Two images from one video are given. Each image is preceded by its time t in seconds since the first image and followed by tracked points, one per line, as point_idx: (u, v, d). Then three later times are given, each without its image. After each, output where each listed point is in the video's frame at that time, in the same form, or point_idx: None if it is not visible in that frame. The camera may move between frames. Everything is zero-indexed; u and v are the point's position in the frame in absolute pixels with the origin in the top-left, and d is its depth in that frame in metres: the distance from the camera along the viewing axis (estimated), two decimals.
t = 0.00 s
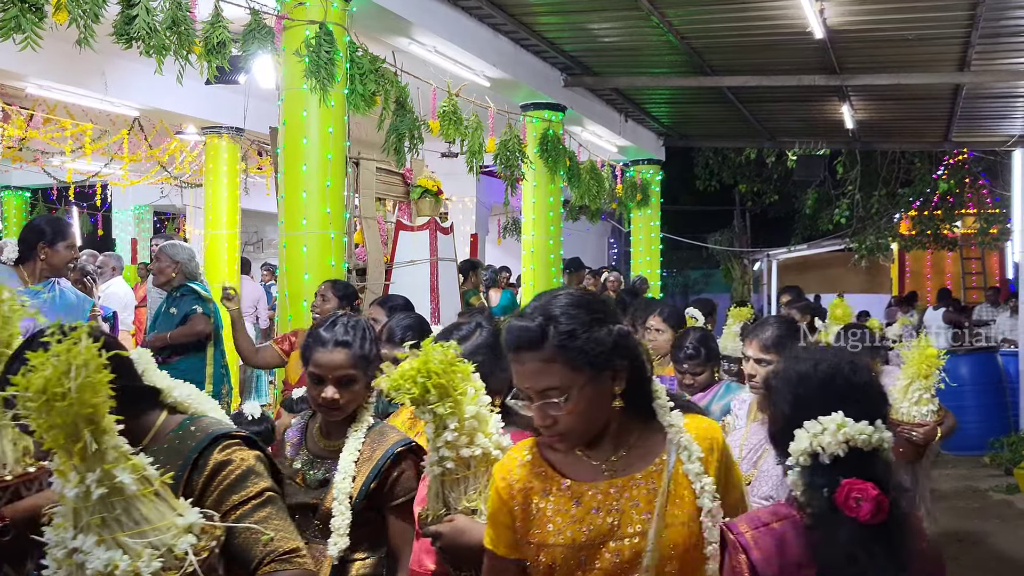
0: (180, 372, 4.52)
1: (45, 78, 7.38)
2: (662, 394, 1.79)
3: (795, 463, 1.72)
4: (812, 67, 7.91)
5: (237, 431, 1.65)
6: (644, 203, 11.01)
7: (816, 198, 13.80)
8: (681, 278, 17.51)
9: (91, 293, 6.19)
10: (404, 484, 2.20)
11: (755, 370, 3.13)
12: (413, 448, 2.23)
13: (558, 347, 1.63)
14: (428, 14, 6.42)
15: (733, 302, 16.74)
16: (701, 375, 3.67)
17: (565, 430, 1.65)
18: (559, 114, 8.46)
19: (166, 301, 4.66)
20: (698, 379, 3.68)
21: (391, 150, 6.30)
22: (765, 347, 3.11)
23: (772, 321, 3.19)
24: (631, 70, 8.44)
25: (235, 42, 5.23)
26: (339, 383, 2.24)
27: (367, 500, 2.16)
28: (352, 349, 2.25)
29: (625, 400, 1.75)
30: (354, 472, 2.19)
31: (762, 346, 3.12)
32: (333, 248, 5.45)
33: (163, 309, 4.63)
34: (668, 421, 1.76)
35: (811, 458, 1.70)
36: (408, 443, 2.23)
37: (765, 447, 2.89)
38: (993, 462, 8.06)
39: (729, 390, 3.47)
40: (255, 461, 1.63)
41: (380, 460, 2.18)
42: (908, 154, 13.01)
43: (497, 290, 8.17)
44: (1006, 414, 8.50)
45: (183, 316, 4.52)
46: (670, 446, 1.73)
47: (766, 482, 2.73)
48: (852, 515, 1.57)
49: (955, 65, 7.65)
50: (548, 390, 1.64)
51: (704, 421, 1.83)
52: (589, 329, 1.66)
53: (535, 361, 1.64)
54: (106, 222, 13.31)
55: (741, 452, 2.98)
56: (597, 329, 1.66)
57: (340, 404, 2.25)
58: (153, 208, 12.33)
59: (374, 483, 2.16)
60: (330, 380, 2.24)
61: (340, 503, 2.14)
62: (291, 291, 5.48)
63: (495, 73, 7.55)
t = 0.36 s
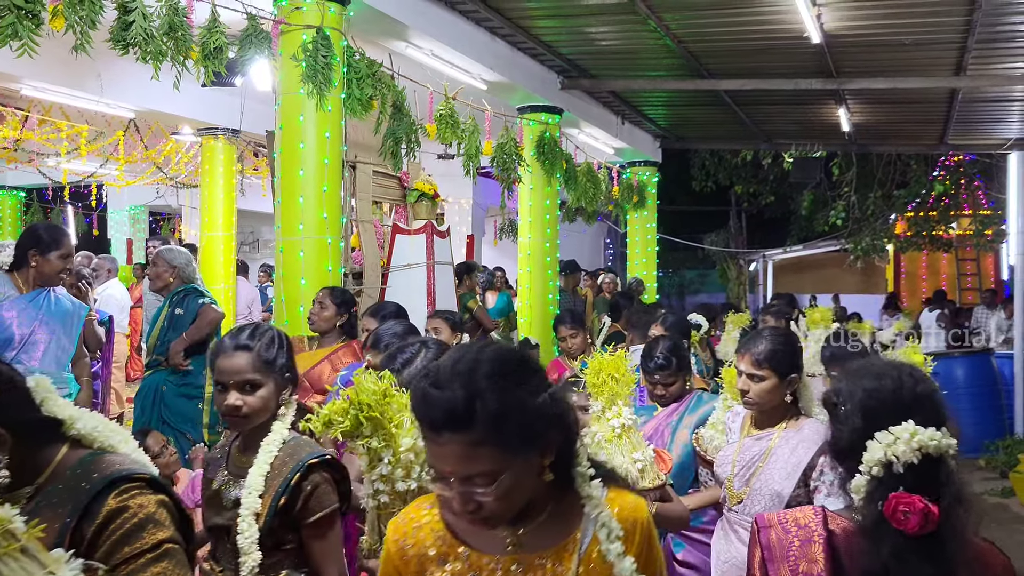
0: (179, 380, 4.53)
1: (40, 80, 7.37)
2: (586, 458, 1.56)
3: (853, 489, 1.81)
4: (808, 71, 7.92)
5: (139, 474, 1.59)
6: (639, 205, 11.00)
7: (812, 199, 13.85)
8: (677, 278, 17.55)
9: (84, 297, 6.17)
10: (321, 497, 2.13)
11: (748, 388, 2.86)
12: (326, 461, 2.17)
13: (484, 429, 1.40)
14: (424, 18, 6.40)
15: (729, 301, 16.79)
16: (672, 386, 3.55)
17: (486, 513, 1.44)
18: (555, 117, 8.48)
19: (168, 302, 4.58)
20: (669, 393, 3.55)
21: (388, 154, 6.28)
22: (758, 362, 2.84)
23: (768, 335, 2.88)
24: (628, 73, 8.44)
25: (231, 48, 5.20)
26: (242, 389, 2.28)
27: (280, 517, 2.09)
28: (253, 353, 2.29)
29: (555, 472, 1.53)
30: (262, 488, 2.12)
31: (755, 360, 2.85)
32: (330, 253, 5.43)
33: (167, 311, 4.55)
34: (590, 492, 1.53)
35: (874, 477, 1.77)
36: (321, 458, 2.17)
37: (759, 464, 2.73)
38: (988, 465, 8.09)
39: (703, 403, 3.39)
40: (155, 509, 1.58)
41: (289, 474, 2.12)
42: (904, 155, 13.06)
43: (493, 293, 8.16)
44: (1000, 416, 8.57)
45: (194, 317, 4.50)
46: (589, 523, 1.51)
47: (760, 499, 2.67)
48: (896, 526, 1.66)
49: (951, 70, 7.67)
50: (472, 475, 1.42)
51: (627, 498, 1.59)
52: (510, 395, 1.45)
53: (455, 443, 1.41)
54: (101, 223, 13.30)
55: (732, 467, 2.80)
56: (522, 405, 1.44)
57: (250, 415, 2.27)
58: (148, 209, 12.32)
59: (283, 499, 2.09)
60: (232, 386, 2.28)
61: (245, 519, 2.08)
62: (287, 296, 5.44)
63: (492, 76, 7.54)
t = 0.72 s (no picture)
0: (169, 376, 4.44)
1: (30, 70, 7.30)
2: (464, 491, 1.32)
3: (864, 506, 1.86)
4: (804, 66, 7.89)
5: (50, 494, 1.28)
6: (633, 197, 10.99)
7: (805, 191, 13.92)
8: (669, 269, 17.58)
9: (72, 290, 6.13)
10: (251, 512, 1.92)
11: (727, 404, 2.73)
12: (234, 483, 1.94)
13: (320, 427, 1.17)
14: (420, 11, 6.34)
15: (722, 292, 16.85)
16: (656, 391, 3.30)
17: (321, 537, 1.19)
18: (551, 110, 8.42)
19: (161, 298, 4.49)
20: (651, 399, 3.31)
21: (381, 148, 6.20)
22: (737, 377, 2.71)
23: (745, 350, 2.75)
24: (623, 66, 8.41)
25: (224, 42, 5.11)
26: (167, 403, 2.13)
27: (206, 536, 1.91)
28: (176, 363, 2.13)
29: (417, 499, 1.28)
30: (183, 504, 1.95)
31: (734, 376, 2.71)
32: (323, 249, 5.24)
33: (161, 306, 4.45)
34: (455, 529, 1.29)
35: (883, 495, 1.84)
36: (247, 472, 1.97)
37: (740, 482, 2.67)
38: (979, 460, 8.14)
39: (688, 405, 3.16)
40: (60, 538, 1.25)
41: (213, 490, 1.93)
42: (897, 149, 13.12)
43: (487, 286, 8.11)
44: (991, 411, 8.62)
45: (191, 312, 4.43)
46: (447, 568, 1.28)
47: (740, 519, 2.63)
48: (912, 536, 1.74)
49: (947, 65, 7.66)
50: (304, 485, 1.18)
51: (510, 540, 1.32)
52: (371, 396, 1.20)
53: (286, 443, 1.19)
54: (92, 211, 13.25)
55: (712, 486, 2.74)
56: (376, 408, 1.20)
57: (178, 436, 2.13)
58: (140, 197, 12.30)
59: (208, 516, 1.92)
60: (157, 401, 2.13)
61: (159, 538, 1.93)
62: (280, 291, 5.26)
63: (486, 70, 7.50)
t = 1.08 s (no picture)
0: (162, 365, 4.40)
1: (22, 58, 7.26)
2: (301, 525, 1.20)
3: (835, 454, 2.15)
4: (800, 59, 7.88)
5: None
6: (628, 189, 10.99)
7: (800, 184, 13.94)
8: (664, 261, 17.62)
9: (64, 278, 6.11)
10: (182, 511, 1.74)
11: (683, 395, 2.63)
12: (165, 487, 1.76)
13: (139, 436, 1.07)
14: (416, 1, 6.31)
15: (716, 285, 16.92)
16: (654, 376, 3.29)
17: (134, 562, 1.09)
18: (546, 101, 8.40)
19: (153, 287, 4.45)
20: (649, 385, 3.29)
21: (377, 139, 6.17)
22: (692, 368, 2.60)
23: (701, 339, 2.64)
24: (619, 58, 8.40)
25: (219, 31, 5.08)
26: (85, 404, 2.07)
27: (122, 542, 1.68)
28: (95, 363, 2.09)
29: (248, 524, 1.17)
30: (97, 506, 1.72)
31: (689, 366, 2.61)
32: (318, 239, 5.22)
33: (150, 295, 4.42)
34: (275, 563, 1.18)
35: (850, 446, 2.11)
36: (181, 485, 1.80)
37: (697, 473, 2.61)
38: (970, 453, 8.18)
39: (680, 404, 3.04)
40: None
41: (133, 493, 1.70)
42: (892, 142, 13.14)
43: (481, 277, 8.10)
44: (983, 405, 8.66)
45: (179, 301, 4.40)
46: None
47: (696, 511, 2.57)
48: (862, 481, 2.03)
49: (943, 60, 7.65)
50: (116, 501, 1.09)
51: None
52: (203, 396, 1.09)
53: (99, 456, 1.09)
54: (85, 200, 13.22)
55: (669, 477, 2.67)
56: (201, 415, 1.08)
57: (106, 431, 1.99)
58: (132, 185, 12.25)
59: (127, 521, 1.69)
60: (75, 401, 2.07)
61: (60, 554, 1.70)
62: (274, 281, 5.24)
63: (482, 60, 7.47)
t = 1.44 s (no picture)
0: (155, 355, 4.38)
1: (13, 47, 7.21)
2: None
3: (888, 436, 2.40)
4: (795, 51, 7.87)
5: None
6: (623, 180, 10.98)
7: (795, 177, 13.96)
8: (658, 253, 17.62)
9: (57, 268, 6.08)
10: (83, 535, 1.60)
11: (655, 396, 2.30)
12: (92, 492, 1.64)
13: None
14: None
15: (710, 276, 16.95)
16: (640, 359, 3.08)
17: None
18: (541, 92, 8.38)
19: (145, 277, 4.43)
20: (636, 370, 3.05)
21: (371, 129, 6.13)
22: (666, 372, 2.25)
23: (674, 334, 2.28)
24: (615, 49, 8.38)
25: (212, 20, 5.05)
26: None
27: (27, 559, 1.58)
28: None
29: None
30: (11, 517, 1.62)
31: (662, 369, 2.25)
32: (311, 230, 5.19)
33: (141, 285, 4.40)
34: None
35: (900, 431, 2.37)
36: (107, 484, 1.67)
37: (671, 468, 2.33)
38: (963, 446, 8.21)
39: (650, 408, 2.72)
40: None
41: (40, 509, 1.61)
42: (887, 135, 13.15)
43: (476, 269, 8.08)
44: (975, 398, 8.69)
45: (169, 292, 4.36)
46: None
47: (672, 508, 2.29)
48: (917, 462, 2.30)
49: (938, 53, 7.64)
50: None
51: None
52: None
53: None
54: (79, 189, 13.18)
55: (640, 473, 2.40)
56: None
57: None
58: (125, 175, 12.20)
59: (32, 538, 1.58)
60: None
61: None
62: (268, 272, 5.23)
63: (477, 50, 7.44)
